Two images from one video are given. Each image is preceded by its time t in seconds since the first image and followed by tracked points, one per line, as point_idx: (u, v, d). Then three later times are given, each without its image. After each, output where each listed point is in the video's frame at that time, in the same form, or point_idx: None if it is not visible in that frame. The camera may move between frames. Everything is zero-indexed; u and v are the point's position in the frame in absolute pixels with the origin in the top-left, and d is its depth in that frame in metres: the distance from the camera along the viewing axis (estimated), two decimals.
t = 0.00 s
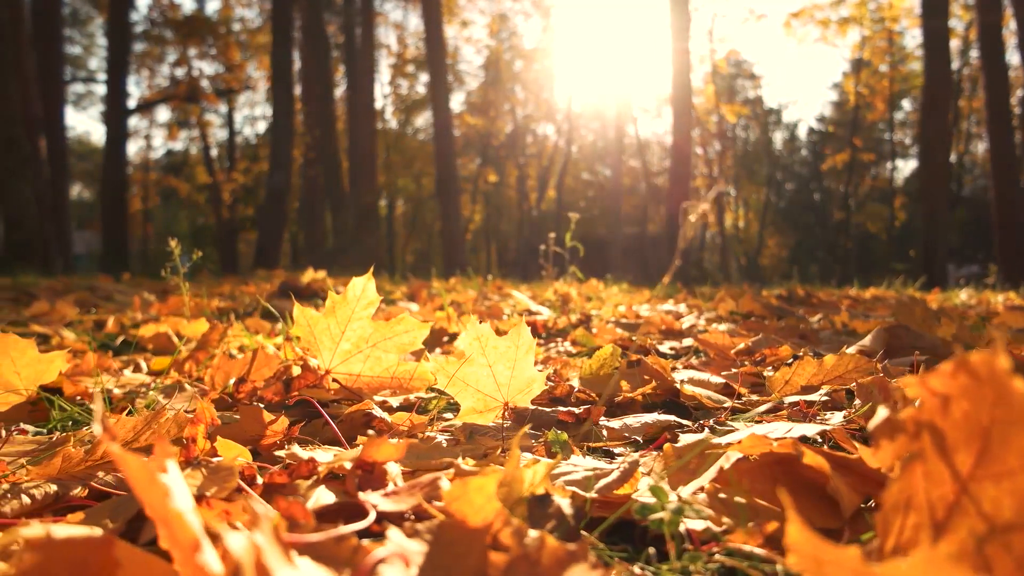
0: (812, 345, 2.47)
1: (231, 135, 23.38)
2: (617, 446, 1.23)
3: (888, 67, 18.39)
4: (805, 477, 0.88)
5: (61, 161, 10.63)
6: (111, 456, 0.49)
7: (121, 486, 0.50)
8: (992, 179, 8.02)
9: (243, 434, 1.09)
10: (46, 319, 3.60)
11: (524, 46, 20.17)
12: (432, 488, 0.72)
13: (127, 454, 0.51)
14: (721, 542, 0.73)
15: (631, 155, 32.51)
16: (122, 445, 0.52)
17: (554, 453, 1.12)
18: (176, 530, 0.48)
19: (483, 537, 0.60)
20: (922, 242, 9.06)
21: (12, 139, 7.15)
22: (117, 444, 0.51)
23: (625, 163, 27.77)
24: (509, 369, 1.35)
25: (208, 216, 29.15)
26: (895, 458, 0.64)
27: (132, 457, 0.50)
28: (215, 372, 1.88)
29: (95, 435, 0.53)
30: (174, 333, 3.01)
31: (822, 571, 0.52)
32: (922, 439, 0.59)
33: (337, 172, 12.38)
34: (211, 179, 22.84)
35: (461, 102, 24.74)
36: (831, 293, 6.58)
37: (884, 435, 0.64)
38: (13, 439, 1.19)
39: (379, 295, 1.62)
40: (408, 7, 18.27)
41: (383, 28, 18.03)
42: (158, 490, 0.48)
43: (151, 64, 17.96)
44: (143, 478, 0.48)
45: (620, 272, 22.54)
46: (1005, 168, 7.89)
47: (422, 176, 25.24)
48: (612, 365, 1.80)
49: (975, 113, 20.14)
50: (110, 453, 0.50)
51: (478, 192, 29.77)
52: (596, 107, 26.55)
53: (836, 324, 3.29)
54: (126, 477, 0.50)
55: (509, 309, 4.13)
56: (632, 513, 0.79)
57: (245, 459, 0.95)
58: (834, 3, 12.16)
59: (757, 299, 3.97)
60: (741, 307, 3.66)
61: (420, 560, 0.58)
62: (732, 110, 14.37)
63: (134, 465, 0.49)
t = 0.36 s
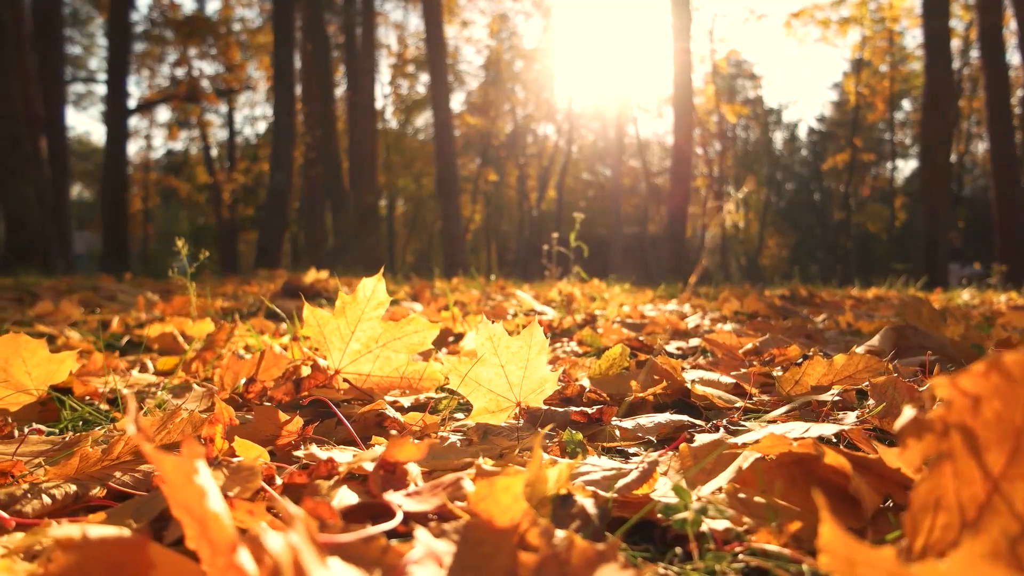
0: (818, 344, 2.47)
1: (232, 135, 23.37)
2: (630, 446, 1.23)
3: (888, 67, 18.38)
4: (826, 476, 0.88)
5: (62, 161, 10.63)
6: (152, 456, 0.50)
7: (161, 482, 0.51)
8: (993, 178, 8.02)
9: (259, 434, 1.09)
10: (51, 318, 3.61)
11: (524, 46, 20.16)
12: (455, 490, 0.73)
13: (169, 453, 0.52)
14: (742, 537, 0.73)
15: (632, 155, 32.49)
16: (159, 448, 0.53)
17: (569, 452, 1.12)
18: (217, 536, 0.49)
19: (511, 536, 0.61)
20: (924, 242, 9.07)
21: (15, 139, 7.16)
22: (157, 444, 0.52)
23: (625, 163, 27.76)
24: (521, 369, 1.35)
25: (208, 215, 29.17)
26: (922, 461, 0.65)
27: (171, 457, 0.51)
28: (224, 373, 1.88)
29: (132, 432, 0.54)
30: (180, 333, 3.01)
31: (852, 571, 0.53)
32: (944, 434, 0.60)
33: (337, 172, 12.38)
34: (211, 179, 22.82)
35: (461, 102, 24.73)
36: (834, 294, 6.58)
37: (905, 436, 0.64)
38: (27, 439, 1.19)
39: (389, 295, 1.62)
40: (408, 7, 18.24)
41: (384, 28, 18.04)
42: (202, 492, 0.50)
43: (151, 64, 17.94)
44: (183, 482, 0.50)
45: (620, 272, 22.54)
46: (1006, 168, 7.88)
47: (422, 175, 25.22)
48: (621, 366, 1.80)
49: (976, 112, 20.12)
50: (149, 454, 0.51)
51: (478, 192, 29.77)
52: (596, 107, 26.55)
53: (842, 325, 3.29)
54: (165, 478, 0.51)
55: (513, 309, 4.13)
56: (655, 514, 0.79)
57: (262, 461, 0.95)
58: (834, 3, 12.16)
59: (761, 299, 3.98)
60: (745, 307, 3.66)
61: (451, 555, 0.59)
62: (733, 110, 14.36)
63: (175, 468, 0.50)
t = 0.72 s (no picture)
0: (825, 345, 2.47)
1: (232, 135, 23.40)
2: (644, 445, 1.23)
3: (888, 67, 18.40)
4: (843, 477, 0.88)
5: (63, 161, 10.63)
6: (184, 457, 0.51)
7: (192, 482, 0.51)
8: (994, 178, 8.03)
9: (272, 432, 1.09)
10: (55, 319, 3.62)
11: (524, 46, 20.19)
12: (479, 490, 0.73)
13: (201, 450, 0.53)
14: (763, 536, 0.73)
15: (632, 155, 32.50)
16: (190, 445, 0.54)
17: (583, 453, 1.12)
18: (251, 533, 0.50)
19: (539, 536, 0.61)
20: (924, 242, 9.07)
21: (16, 139, 7.16)
22: (187, 444, 0.52)
23: (625, 163, 27.77)
24: (533, 369, 1.35)
25: (209, 215, 29.19)
26: (945, 458, 0.65)
27: (205, 458, 0.51)
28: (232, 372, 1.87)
29: (164, 430, 0.54)
30: (184, 332, 3.02)
31: None
32: (967, 431, 0.60)
33: (338, 173, 12.39)
34: (211, 179, 22.82)
35: (461, 102, 24.76)
36: (836, 293, 6.58)
37: (925, 438, 0.65)
38: (40, 440, 1.20)
39: (398, 295, 1.62)
40: (408, 7, 18.28)
41: (384, 28, 18.07)
42: (238, 492, 0.50)
43: (152, 64, 17.96)
44: (215, 483, 0.50)
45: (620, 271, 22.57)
46: (1007, 167, 7.88)
47: (423, 175, 25.24)
48: (628, 367, 1.80)
49: (976, 112, 20.14)
50: (181, 452, 0.52)
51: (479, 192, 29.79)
52: (596, 107, 26.59)
53: (847, 325, 3.29)
54: (197, 477, 0.52)
55: (517, 308, 4.13)
56: (673, 515, 0.80)
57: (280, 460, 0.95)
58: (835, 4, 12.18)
59: (765, 299, 3.97)
60: (750, 307, 3.65)
61: (477, 557, 0.59)
62: (734, 110, 14.37)
63: (208, 467, 0.50)
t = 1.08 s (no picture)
0: (833, 346, 2.46)
1: (233, 135, 23.42)
2: (660, 446, 1.23)
3: (889, 67, 18.41)
4: (866, 476, 0.88)
5: (64, 162, 10.61)
6: (227, 453, 0.50)
7: (234, 482, 0.50)
8: (995, 179, 8.03)
9: (291, 432, 1.09)
10: (60, 318, 3.62)
11: (524, 46, 20.19)
12: (509, 490, 0.73)
13: (242, 448, 0.52)
14: (794, 536, 0.73)
15: (633, 154, 32.51)
16: (229, 442, 0.54)
17: (601, 452, 1.12)
18: (295, 530, 0.50)
19: (577, 535, 0.61)
20: (925, 243, 9.06)
21: (17, 138, 7.15)
22: (227, 443, 0.51)
23: (625, 163, 27.78)
24: (547, 369, 1.35)
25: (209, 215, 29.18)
26: (979, 459, 0.65)
27: (246, 453, 0.51)
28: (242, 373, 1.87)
29: (206, 432, 0.55)
30: (191, 333, 3.01)
31: None
32: (1003, 436, 0.60)
33: (339, 173, 12.38)
34: (212, 179, 22.82)
35: (462, 102, 24.76)
36: (840, 293, 6.58)
37: (961, 437, 0.64)
38: (58, 439, 1.20)
39: (410, 295, 1.61)
40: (409, 7, 18.29)
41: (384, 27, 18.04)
42: (283, 488, 0.50)
43: (152, 64, 17.95)
44: (263, 483, 0.50)
45: (620, 271, 22.57)
46: (1007, 167, 7.88)
47: (423, 175, 25.24)
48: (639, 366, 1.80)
49: (976, 112, 20.15)
50: (226, 449, 0.51)
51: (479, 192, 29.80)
52: (597, 107, 26.59)
53: (853, 325, 3.29)
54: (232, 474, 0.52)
55: (522, 308, 4.13)
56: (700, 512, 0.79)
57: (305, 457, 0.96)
58: (835, 3, 12.18)
59: (770, 300, 3.97)
60: (755, 308, 3.64)
61: (518, 559, 0.60)
62: (735, 109, 14.37)
63: (253, 470, 0.50)
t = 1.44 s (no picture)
0: (840, 346, 2.47)
1: (233, 135, 23.43)
2: (674, 445, 1.23)
3: (889, 67, 18.41)
4: (888, 475, 0.88)
5: (64, 162, 10.61)
6: (263, 452, 0.50)
7: (272, 476, 0.50)
8: (995, 179, 8.04)
9: (308, 431, 1.09)
10: (65, 318, 3.62)
11: (524, 46, 20.19)
12: (535, 490, 0.73)
13: (274, 446, 0.52)
14: (820, 536, 0.72)
15: (633, 154, 32.52)
16: (261, 441, 0.53)
17: (617, 452, 1.12)
18: (334, 530, 0.50)
19: (605, 535, 0.62)
20: (926, 243, 9.07)
21: (19, 139, 7.14)
22: (264, 441, 0.51)
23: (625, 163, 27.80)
24: (560, 369, 1.35)
25: (209, 216, 29.19)
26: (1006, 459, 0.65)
27: (280, 450, 0.51)
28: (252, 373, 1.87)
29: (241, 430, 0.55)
30: (196, 333, 3.01)
31: None
32: None
33: (340, 173, 12.38)
34: (212, 179, 22.80)
35: (462, 102, 24.76)
36: (842, 294, 6.58)
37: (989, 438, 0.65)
38: (75, 439, 1.20)
39: (420, 295, 1.61)
40: (409, 7, 18.31)
41: (384, 28, 18.04)
42: (322, 484, 0.50)
43: (152, 64, 17.93)
44: (298, 480, 0.50)
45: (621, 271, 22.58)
46: (1007, 168, 7.88)
47: (423, 175, 25.23)
48: (649, 366, 1.80)
49: (977, 113, 20.16)
50: (259, 449, 0.51)
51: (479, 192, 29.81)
52: (597, 107, 26.59)
53: (858, 325, 3.29)
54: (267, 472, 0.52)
55: (525, 308, 4.14)
56: (722, 510, 0.80)
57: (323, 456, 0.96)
58: (835, 4, 12.19)
59: (774, 300, 3.98)
60: (759, 308, 3.64)
61: (548, 558, 0.59)
62: (736, 109, 14.37)
63: (291, 465, 0.50)
